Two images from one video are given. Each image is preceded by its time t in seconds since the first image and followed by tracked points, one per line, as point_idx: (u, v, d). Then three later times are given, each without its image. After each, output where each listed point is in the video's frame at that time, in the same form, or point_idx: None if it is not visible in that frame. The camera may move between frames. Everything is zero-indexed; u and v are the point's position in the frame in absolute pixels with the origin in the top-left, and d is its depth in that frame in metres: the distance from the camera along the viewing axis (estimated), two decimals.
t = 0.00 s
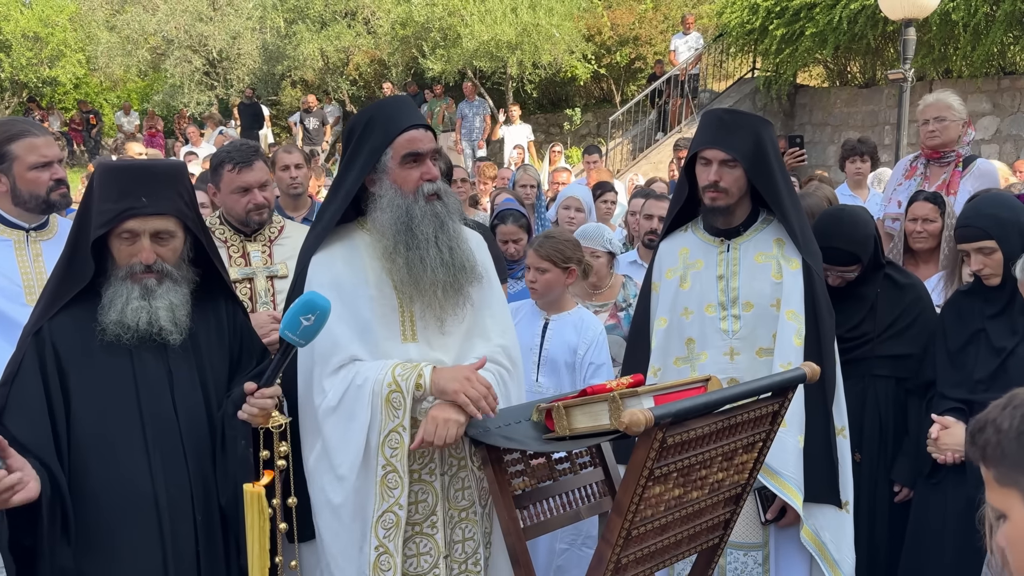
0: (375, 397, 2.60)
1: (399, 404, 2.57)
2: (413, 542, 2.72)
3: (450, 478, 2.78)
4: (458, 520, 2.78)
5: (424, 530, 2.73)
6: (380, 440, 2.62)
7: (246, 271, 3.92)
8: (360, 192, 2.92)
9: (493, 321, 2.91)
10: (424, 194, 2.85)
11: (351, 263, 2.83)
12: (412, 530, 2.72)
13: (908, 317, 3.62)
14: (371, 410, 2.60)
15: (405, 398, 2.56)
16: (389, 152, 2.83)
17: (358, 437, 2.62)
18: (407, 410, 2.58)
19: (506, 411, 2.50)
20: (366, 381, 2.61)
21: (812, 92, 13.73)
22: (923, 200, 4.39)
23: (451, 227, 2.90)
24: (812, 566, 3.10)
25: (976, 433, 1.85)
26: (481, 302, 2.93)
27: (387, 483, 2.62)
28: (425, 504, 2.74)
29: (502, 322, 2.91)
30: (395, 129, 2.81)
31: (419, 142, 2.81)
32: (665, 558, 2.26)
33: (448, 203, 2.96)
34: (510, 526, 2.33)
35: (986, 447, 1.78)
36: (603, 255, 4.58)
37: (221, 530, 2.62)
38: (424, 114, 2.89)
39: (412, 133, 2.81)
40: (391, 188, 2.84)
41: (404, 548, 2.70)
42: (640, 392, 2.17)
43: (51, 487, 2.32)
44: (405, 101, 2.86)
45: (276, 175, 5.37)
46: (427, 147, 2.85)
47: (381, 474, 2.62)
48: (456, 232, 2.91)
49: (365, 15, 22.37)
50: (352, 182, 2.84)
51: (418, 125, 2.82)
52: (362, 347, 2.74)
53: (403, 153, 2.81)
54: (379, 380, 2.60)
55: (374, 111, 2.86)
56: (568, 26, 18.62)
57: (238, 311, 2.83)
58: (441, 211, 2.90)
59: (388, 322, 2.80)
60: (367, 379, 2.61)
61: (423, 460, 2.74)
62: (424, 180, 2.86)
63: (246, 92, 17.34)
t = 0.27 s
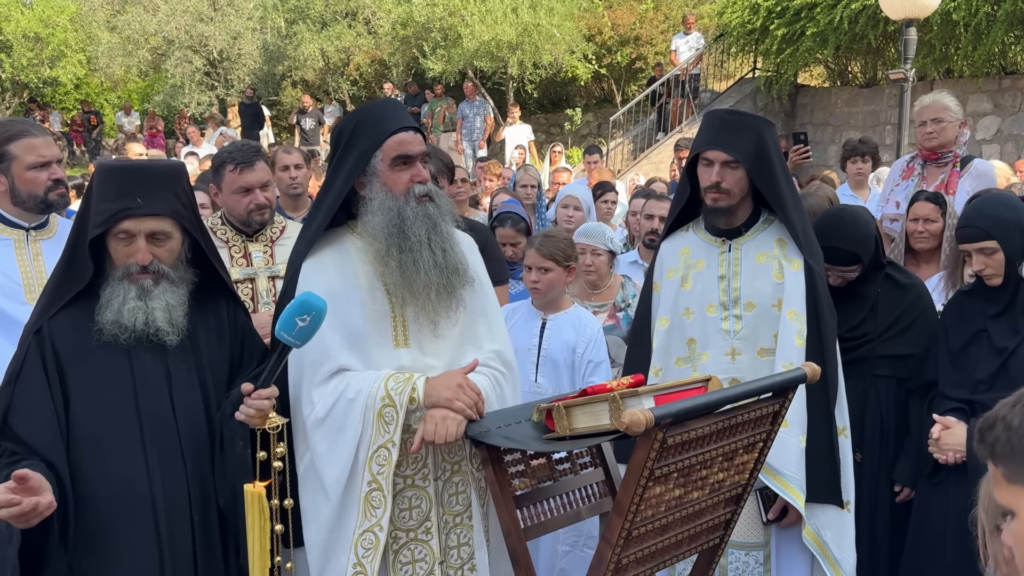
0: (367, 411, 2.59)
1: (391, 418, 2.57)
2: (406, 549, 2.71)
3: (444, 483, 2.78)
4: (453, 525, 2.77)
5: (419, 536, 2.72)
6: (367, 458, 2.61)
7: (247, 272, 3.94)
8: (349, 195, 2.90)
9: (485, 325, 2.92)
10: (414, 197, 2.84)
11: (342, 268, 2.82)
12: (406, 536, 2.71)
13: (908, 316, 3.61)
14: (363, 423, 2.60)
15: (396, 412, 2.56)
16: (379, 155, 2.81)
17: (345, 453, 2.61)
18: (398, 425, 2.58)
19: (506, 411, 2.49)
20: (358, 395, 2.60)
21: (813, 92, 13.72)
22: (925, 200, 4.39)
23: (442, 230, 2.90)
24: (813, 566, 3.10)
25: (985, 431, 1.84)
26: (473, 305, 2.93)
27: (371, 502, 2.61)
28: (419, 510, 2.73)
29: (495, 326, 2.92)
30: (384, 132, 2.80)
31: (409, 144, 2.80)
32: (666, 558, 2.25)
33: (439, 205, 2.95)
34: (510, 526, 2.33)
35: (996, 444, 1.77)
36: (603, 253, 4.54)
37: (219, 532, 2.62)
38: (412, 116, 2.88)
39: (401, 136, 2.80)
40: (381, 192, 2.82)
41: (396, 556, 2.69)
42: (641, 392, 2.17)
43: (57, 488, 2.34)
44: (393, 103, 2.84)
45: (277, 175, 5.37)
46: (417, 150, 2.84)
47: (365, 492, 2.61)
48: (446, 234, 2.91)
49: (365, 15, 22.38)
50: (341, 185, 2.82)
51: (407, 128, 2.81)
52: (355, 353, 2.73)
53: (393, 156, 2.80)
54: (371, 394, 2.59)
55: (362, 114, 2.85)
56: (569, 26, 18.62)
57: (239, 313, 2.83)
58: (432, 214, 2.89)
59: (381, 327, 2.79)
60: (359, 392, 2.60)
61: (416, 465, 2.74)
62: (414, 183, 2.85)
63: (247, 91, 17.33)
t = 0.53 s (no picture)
0: (369, 411, 2.59)
1: (393, 419, 2.58)
2: (403, 553, 2.70)
3: (437, 485, 2.77)
4: (448, 527, 2.77)
5: (414, 540, 2.71)
6: (371, 457, 2.61)
7: (249, 271, 3.95)
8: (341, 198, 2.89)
9: (478, 326, 2.92)
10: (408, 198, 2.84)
11: (334, 271, 2.80)
12: (402, 540, 2.70)
13: (908, 316, 3.61)
14: (365, 425, 2.60)
15: (399, 412, 2.57)
16: (371, 156, 2.81)
17: (348, 453, 2.61)
18: (401, 424, 2.58)
19: (508, 412, 2.50)
20: (359, 396, 2.60)
21: (814, 92, 13.72)
22: (926, 200, 4.39)
23: (434, 231, 2.90)
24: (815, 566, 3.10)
25: (994, 430, 1.92)
26: (466, 306, 2.93)
27: (375, 501, 2.60)
28: (414, 513, 2.72)
29: (489, 327, 2.92)
30: (376, 132, 2.79)
31: (401, 144, 2.80)
32: (667, 558, 2.25)
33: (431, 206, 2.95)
34: (511, 527, 2.33)
35: (1004, 443, 1.84)
36: (605, 252, 4.59)
37: (218, 533, 2.61)
38: (403, 116, 2.87)
39: (393, 136, 2.80)
40: (374, 193, 2.82)
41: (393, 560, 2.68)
42: (642, 392, 2.17)
43: (67, 485, 2.37)
44: (384, 102, 2.84)
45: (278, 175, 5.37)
46: (409, 151, 2.84)
47: (370, 492, 2.60)
48: (438, 235, 2.91)
49: (366, 15, 22.39)
50: (333, 187, 2.80)
51: (399, 128, 2.81)
52: (349, 357, 2.72)
53: (386, 157, 2.80)
54: (373, 395, 2.59)
55: (352, 114, 2.84)
56: (570, 26, 18.63)
57: (240, 313, 2.83)
58: (424, 215, 2.89)
59: (375, 331, 2.79)
60: (360, 394, 2.60)
61: (410, 469, 2.72)
62: (406, 184, 2.85)
63: (247, 91, 17.32)
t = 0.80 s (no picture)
0: (372, 415, 2.59)
1: (395, 421, 2.58)
2: (402, 552, 2.69)
3: (433, 484, 2.77)
4: (443, 525, 2.78)
5: (412, 540, 2.71)
6: (375, 460, 2.61)
7: (249, 271, 3.94)
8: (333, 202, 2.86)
9: (472, 329, 2.94)
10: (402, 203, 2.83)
11: (331, 278, 2.78)
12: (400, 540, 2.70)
13: (905, 317, 3.59)
14: (367, 427, 2.59)
15: (402, 414, 2.57)
16: (365, 162, 2.78)
17: (353, 457, 2.60)
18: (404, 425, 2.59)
19: (508, 411, 2.50)
20: (361, 400, 2.60)
21: (814, 92, 13.72)
22: (927, 200, 4.39)
23: (427, 235, 2.90)
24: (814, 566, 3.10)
25: (985, 427, 1.96)
26: (460, 309, 2.94)
27: (380, 504, 2.61)
28: (411, 513, 2.72)
29: (484, 328, 2.95)
30: (371, 137, 2.76)
31: (395, 150, 2.78)
32: (666, 558, 2.25)
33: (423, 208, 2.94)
34: (511, 527, 2.33)
35: (996, 442, 1.89)
36: (605, 253, 4.58)
37: (215, 533, 2.61)
38: (396, 119, 2.85)
39: (387, 142, 2.78)
40: (369, 199, 2.80)
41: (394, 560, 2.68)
42: (641, 392, 2.17)
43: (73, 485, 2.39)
44: (376, 106, 2.81)
45: (278, 175, 5.37)
46: (403, 155, 2.82)
47: (374, 495, 2.61)
48: (432, 239, 2.91)
49: (367, 15, 22.39)
50: (328, 193, 2.77)
51: (393, 133, 2.79)
52: (348, 363, 2.72)
53: (380, 162, 2.78)
54: (375, 397, 2.59)
55: (344, 118, 2.80)
56: (570, 26, 18.64)
57: (240, 313, 2.83)
58: (417, 219, 2.89)
59: (372, 337, 2.78)
60: (362, 398, 2.60)
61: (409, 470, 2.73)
62: (401, 188, 2.84)
63: (248, 91, 17.32)
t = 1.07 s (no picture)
0: (376, 415, 2.59)
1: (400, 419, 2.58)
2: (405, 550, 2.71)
3: (434, 482, 2.78)
4: (444, 521, 2.79)
5: (414, 537, 2.73)
6: (381, 460, 2.61)
7: (252, 271, 3.94)
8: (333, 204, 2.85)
9: (473, 329, 2.94)
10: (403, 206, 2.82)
11: (332, 283, 2.78)
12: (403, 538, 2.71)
13: (907, 317, 3.60)
14: (372, 427, 2.59)
15: (406, 412, 2.57)
16: (366, 166, 2.77)
17: (358, 456, 2.60)
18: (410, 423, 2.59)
19: (511, 411, 2.50)
20: (365, 401, 2.60)
21: (815, 92, 13.72)
22: (928, 200, 4.39)
23: (428, 236, 2.89)
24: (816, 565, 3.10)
25: (986, 426, 1.97)
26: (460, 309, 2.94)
27: (388, 503, 2.61)
28: (414, 511, 2.73)
29: (485, 326, 2.95)
30: (371, 141, 2.75)
31: (396, 153, 2.77)
32: (669, 558, 2.26)
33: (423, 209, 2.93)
34: (514, 525, 2.33)
35: (996, 441, 1.90)
36: (608, 253, 4.59)
37: (218, 533, 2.61)
38: (395, 122, 2.83)
39: (388, 146, 2.76)
40: (370, 204, 2.79)
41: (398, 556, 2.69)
42: (645, 392, 2.17)
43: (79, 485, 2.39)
44: (376, 109, 2.79)
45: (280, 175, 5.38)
46: (404, 158, 2.81)
47: (382, 494, 2.61)
48: (432, 241, 2.90)
49: (367, 15, 22.39)
50: (329, 198, 2.76)
51: (393, 136, 2.77)
52: (350, 367, 2.72)
53: (381, 166, 2.76)
54: (378, 398, 2.59)
55: (345, 122, 2.78)
56: (571, 26, 18.64)
57: (243, 314, 2.82)
58: (418, 220, 2.88)
59: (374, 340, 2.79)
60: (366, 399, 2.60)
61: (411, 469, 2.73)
62: (401, 191, 2.83)
63: (248, 91, 17.33)
